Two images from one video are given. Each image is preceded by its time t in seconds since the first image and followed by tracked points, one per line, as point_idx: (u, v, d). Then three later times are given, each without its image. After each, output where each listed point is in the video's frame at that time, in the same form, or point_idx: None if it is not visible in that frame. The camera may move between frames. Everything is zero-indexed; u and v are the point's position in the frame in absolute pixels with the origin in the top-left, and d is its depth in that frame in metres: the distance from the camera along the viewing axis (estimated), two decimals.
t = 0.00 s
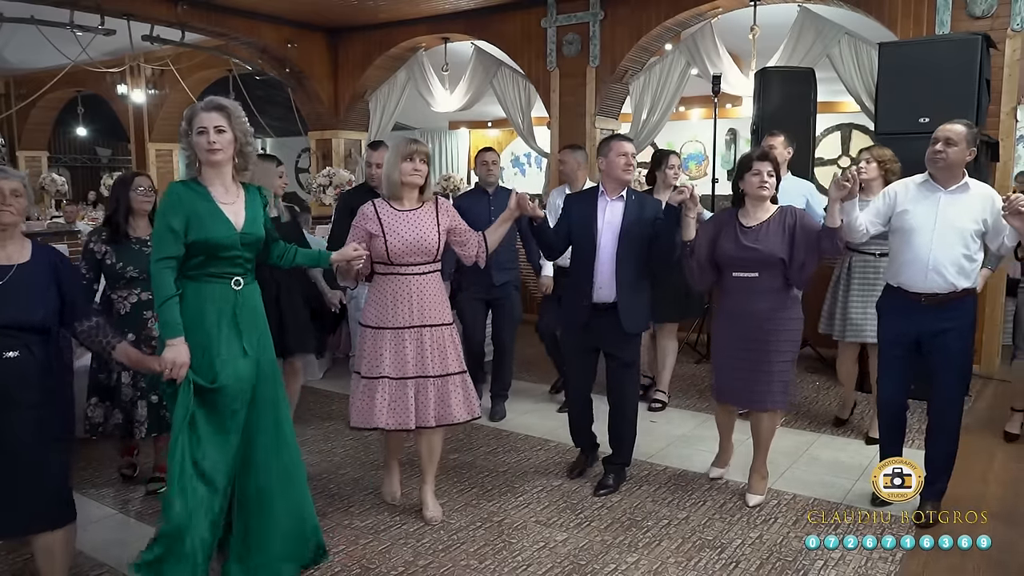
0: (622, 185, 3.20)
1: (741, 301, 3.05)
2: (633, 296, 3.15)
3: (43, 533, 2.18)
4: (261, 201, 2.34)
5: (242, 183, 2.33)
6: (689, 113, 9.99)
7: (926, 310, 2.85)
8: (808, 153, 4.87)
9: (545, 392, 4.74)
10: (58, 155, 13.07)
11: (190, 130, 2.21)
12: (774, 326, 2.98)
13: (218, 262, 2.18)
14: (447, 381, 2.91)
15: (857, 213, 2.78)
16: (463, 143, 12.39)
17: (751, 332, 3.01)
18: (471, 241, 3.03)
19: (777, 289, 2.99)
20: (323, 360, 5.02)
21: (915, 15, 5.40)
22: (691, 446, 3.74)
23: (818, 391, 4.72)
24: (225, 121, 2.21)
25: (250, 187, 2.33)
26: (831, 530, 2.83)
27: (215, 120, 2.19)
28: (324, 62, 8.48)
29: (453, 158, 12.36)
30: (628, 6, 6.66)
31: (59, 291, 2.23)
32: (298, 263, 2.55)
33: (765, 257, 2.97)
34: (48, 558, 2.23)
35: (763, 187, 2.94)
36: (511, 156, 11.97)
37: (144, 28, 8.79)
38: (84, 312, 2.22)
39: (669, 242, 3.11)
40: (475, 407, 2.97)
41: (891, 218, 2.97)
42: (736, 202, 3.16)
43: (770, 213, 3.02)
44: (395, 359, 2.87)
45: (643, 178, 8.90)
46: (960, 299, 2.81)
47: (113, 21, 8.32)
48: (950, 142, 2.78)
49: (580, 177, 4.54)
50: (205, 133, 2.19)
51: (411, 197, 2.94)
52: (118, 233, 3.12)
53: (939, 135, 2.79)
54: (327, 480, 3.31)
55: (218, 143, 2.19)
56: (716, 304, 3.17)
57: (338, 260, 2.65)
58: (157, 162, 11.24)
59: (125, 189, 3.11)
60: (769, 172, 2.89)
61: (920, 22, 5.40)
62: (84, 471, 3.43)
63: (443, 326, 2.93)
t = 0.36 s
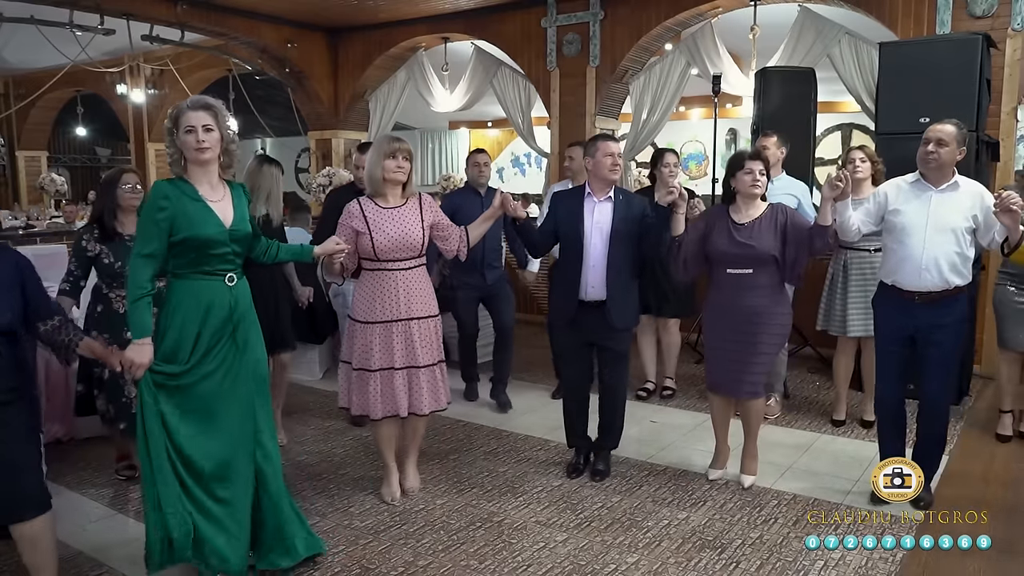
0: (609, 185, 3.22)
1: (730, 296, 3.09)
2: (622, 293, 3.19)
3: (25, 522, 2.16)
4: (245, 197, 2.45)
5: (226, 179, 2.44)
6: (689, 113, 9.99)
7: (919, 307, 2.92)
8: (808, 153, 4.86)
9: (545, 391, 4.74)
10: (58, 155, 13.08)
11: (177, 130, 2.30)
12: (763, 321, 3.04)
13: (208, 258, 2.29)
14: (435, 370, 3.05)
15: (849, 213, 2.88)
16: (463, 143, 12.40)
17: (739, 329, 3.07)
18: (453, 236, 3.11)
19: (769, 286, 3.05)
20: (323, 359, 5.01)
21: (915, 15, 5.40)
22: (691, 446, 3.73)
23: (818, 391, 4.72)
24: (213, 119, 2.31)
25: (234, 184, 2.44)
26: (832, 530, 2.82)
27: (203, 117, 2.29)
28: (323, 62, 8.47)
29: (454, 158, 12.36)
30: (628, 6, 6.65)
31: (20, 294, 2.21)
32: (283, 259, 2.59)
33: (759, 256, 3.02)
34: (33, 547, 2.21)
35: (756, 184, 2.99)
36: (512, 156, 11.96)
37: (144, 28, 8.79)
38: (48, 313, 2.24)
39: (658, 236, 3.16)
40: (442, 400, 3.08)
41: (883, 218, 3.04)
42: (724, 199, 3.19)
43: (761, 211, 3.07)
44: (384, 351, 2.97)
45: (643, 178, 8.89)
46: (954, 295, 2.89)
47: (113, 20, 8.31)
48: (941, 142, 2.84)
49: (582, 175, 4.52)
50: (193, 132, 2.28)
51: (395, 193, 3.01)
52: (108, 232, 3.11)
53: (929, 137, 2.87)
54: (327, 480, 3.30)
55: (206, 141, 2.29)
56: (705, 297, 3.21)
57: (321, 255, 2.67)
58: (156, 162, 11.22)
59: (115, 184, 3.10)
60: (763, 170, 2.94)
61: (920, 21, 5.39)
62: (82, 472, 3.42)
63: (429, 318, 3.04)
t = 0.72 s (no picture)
0: (603, 183, 3.26)
1: (733, 293, 3.11)
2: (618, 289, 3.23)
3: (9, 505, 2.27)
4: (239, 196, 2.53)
5: (220, 180, 2.51)
6: (688, 113, 10.01)
7: (914, 305, 2.93)
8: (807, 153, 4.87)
9: (544, 391, 4.75)
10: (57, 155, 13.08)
11: (173, 134, 2.36)
12: (767, 317, 3.05)
13: (202, 257, 2.38)
14: (426, 363, 3.09)
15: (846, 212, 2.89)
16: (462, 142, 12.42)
17: (742, 325, 3.09)
18: (445, 235, 3.13)
19: (771, 282, 3.07)
20: (322, 359, 5.02)
21: (914, 15, 5.40)
22: (691, 446, 3.74)
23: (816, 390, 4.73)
24: (206, 124, 2.38)
25: (228, 184, 2.51)
26: (830, 530, 2.83)
27: (197, 122, 2.36)
28: (322, 63, 8.48)
29: (453, 158, 12.37)
30: (626, 6, 6.66)
31: (10, 284, 2.28)
32: (279, 253, 2.66)
33: (765, 253, 3.03)
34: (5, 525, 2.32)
35: (761, 184, 3.00)
36: (511, 156, 11.98)
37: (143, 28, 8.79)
38: (39, 303, 2.30)
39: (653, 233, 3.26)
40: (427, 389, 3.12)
41: (876, 217, 3.06)
42: (727, 199, 3.19)
43: (764, 210, 3.09)
44: (378, 346, 3.00)
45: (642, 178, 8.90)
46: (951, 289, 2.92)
47: (112, 20, 8.31)
48: (933, 144, 2.86)
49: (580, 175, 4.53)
50: (188, 135, 2.35)
51: (389, 192, 3.03)
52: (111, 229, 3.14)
53: (921, 140, 2.87)
54: (327, 480, 3.31)
55: (202, 144, 2.37)
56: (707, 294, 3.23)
57: (315, 246, 2.70)
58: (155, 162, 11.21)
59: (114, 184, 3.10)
60: (768, 169, 2.95)
61: (918, 21, 5.40)
62: (81, 471, 3.42)
63: (422, 313, 3.07)
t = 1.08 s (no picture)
0: (591, 182, 3.29)
1: (734, 289, 3.12)
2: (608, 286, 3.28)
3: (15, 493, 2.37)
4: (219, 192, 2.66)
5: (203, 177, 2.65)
6: (687, 113, 10.02)
7: (910, 300, 2.97)
8: (806, 153, 4.88)
9: (543, 390, 4.75)
10: (56, 155, 13.08)
11: (164, 130, 2.48)
12: (766, 313, 3.07)
13: (185, 251, 2.50)
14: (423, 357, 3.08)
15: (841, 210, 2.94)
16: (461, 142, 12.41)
17: (745, 321, 3.10)
18: (433, 230, 3.13)
19: (772, 279, 3.08)
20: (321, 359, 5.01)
21: (912, 15, 5.41)
22: (690, 445, 3.74)
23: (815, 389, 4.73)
24: (193, 122, 2.52)
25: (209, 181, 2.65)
26: (830, 530, 2.83)
27: (187, 121, 2.49)
28: (321, 63, 8.47)
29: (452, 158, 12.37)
30: (625, 6, 6.66)
31: None
32: (255, 246, 2.79)
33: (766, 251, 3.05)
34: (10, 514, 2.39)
35: (761, 182, 3.01)
36: (510, 156, 11.97)
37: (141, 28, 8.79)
38: (16, 299, 2.29)
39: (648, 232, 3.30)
40: (431, 382, 3.11)
41: (872, 215, 3.10)
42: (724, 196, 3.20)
43: (762, 208, 3.10)
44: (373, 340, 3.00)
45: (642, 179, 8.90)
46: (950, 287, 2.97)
47: (111, 20, 8.31)
48: (926, 144, 2.90)
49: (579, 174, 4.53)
50: (178, 133, 2.48)
51: (380, 192, 3.04)
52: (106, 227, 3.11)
53: (913, 140, 2.91)
54: (325, 480, 3.30)
55: (192, 141, 2.50)
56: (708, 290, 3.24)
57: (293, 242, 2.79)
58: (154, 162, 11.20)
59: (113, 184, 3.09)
60: (768, 169, 2.96)
61: (917, 21, 5.40)
62: (79, 471, 3.41)
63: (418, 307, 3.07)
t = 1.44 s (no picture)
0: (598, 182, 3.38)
1: (746, 288, 3.16)
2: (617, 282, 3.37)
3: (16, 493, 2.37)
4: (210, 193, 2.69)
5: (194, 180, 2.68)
6: (687, 113, 10.03)
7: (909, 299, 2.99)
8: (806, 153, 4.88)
9: (544, 390, 4.75)
10: (56, 155, 13.08)
11: (151, 134, 2.51)
12: (781, 312, 3.12)
13: (171, 251, 2.53)
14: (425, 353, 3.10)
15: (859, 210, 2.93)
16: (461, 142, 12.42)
17: (759, 319, 3.15)
18: (440, 227, 3.17)
19: (783, 278, 3.13)
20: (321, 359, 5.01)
21: (912, 15, 5.41)
22: (690, 445, 3.74)
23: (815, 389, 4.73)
24: (181, 126, 2.54)
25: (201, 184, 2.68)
26: (830, 530, 2.83)
27: (174, 125, 2.52)
28: (321, 63, 8.47)
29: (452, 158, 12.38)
30: (625, 6, 6.66)
31: None
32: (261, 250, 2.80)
33: (778, 248, 3.08)
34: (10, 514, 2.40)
35: (772, 182, 3.03)
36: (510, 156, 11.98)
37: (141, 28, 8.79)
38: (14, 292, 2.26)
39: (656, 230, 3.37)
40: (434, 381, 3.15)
41: (887, 214, 3.11)
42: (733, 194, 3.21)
43: (773, 207, 3.13)
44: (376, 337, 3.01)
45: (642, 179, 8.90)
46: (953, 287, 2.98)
47: (110, 20, 8.31)
48: (945, 144, 2.92)
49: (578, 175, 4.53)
50: (166, 136, 2.51)
51: (383, 190, 3.05)
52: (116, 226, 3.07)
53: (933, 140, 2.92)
54: (325, 480, 3.30)
55: (180, 144, 2.53)
56: (719, 288, 3.28)
57: (297, 249, 2.82)
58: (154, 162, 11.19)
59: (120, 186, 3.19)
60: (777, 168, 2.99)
61: (917, 21, 5.40)
62: (79, 471, 3.41)
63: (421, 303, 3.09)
